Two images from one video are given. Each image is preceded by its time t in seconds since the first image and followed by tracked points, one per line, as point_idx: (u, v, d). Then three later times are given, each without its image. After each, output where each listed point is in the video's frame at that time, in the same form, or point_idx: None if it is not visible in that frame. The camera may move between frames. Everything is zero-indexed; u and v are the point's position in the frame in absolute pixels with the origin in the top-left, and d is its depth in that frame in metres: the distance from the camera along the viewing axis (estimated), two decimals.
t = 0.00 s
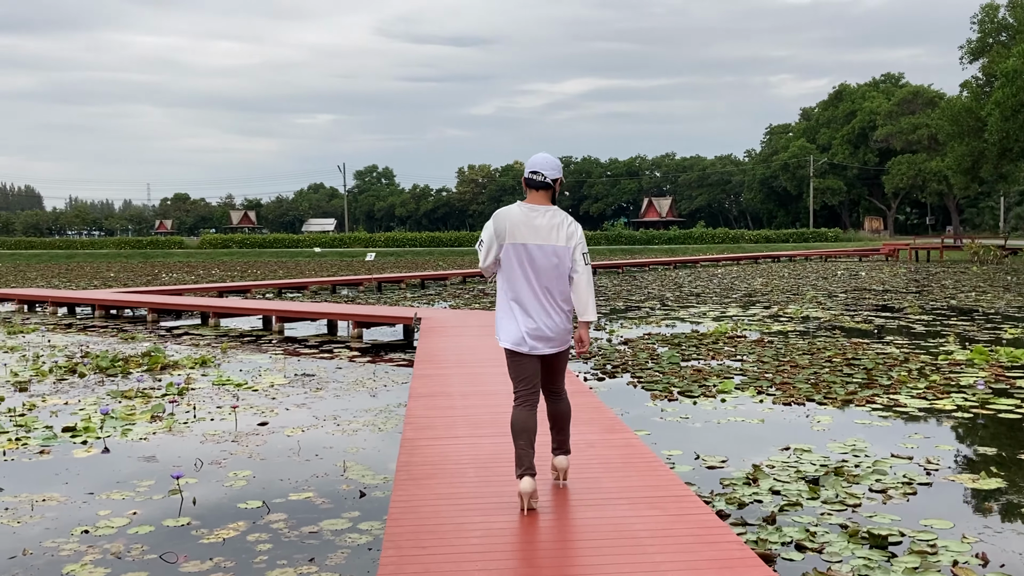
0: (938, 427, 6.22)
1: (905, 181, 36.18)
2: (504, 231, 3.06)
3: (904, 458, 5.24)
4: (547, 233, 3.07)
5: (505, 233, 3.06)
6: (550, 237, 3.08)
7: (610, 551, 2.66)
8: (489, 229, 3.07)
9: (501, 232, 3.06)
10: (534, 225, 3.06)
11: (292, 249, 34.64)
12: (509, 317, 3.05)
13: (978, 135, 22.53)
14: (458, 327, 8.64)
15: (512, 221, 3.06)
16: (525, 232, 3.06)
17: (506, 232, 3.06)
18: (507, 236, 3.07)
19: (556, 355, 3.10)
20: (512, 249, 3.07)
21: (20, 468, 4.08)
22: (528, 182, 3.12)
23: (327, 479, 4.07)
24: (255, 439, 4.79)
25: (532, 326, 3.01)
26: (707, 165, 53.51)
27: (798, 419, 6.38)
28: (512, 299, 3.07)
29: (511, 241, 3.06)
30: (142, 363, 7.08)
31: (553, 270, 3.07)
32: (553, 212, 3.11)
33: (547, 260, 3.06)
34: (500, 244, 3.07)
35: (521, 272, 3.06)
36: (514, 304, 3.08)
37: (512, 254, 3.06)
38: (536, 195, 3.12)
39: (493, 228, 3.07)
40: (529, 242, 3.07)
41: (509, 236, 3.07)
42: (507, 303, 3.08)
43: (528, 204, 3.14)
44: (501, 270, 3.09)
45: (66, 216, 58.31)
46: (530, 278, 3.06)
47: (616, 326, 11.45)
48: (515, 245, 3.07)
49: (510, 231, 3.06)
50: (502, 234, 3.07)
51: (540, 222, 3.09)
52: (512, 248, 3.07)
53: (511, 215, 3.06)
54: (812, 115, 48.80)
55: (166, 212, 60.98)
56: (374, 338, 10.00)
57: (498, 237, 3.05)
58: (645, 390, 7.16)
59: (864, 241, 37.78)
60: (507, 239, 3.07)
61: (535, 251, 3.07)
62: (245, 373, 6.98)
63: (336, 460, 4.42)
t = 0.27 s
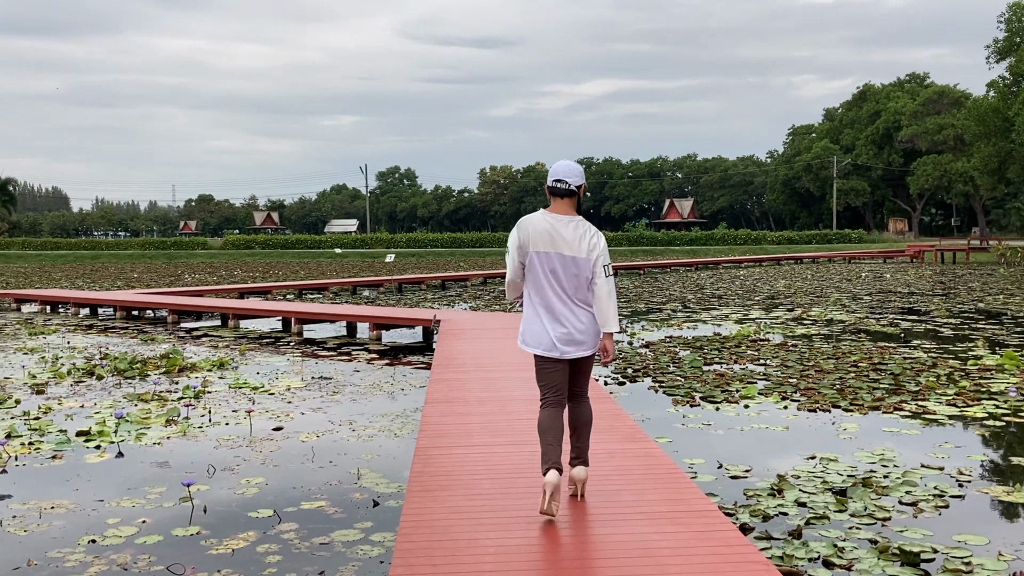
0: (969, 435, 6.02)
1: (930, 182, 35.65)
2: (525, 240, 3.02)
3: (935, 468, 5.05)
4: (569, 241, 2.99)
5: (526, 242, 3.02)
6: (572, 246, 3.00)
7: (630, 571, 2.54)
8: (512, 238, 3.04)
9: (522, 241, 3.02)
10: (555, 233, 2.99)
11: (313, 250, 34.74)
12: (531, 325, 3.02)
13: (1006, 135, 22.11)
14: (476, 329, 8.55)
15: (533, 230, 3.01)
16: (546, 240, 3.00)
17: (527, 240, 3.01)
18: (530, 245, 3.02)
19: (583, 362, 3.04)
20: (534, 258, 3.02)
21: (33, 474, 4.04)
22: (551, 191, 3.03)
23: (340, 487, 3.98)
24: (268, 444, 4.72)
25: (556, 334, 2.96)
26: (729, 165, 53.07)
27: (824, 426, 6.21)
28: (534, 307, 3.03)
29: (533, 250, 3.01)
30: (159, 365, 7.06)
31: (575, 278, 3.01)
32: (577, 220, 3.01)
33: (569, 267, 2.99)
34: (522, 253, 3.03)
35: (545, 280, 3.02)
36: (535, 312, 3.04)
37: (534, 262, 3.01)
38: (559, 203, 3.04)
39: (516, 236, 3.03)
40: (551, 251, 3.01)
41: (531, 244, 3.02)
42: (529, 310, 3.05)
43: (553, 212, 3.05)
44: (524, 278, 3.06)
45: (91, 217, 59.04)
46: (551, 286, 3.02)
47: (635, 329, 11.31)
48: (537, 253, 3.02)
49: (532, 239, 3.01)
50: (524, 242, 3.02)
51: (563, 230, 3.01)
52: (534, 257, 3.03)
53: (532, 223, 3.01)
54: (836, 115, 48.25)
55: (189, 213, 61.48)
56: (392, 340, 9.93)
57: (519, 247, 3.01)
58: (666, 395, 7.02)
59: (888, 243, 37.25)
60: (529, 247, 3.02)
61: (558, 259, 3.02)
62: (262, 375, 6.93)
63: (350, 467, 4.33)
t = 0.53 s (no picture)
0: (994, 444, 5.84)
1: (950, 184, 35.10)
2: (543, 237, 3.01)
3: (959, 478, 4.89)
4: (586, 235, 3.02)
5: (544, 239, 3.01)
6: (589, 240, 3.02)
7: None
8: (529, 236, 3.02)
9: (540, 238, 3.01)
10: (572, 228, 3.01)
11: (329, 251, 34.79)
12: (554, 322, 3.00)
13: None
14: (489, 332, 8.45)
15: (550, 226, 3.02)
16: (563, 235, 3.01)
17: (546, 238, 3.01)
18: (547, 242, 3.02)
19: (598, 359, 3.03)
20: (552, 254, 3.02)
21: (37, 477, 3.99)
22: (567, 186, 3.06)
23: (346, 493, 3.89)
24: (276, 449, 4.64)
25: (583, 328, 2.98)
26: (747, 167, 52.67)
27: (844, 433, 6.03)
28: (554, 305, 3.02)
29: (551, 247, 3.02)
30: (171, 367, 7.02)
31: (597, 269, 3.03)
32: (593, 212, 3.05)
33: (590, 259, 3.01)
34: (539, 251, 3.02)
35: (563, 274, 3.02)
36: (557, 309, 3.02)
37: (552, 258, 3.01)
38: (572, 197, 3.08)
39: (532, 235, 3.03)
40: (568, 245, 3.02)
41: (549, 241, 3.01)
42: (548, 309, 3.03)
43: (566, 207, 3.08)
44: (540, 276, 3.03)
45: (110, 218, 59.54)
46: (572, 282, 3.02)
47: (651, 332, 11.16)
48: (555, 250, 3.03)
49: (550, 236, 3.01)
50: (542, 237, 3.02)
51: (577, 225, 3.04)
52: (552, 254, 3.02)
53: (549, 219, 3.02)
54: (854, 116, 47.77)
55: (207, 214, 61.85)
56: (405, 342, 9.85)
57: (539, 243, 3.01)
58: (681, 400, 6.88)
59: (908, 245, 36.76)
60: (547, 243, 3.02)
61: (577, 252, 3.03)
62: (273, 378, 6.87)
63: (357, 473, 4.25)
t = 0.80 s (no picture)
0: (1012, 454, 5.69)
1: (963, 189, 34.48)
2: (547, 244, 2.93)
3: (977, 490, 4.74)
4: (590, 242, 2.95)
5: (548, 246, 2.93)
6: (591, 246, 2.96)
7: None
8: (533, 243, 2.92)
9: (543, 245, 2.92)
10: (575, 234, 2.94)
11: (341, 255, 34.88)
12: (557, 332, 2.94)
13: None
14: (496, 337, 8.37)
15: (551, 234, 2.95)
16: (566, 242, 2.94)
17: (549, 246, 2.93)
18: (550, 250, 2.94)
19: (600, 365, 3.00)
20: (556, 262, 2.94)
21: (36, 483, 3.95)
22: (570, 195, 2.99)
23: (347, 503, 3.81)
24: (278, 455, 4.58)
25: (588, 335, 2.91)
26: (760, 172, 52.40)
27: (857, 442, 5.90)
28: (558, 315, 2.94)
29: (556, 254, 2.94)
30: (176, 370, 6.99)
31: (603, 272, 2.97)
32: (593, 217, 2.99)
33: (596, 262, 2.95)
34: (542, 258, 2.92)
35: (570, 281, 2.96)
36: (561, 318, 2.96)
37: (558, 265, 2.93)
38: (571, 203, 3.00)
39: (535, 242, 2.93)
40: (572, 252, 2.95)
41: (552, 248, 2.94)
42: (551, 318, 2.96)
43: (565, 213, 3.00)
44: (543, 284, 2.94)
45: (124, 222, 60.06)
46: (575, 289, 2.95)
47: (660, 337, 11.06)
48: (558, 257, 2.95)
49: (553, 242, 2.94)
50: (546, 243, 2.93)
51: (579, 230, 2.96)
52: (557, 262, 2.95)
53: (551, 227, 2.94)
54: (868, 121, 47.47)
55: (221, 218, 62.30)
56: (412, 346, 9.79)
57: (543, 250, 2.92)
58: (690, 407, 6.77)
59: (921, 251, 36.43)
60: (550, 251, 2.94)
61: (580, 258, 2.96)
62: (279, 382, 6.82)
63: (358, 480, 4.17)
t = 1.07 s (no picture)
0: None
1: (980, 194, 34.34)
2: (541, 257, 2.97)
3: (997, 508, 4.58)
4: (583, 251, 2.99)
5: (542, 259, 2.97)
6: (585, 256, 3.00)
7: None
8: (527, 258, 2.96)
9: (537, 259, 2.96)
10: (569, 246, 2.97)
11: (351, 258, 34.78)
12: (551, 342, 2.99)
13: None
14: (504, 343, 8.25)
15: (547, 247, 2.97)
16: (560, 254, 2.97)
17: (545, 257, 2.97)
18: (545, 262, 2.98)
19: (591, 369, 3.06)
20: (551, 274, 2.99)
21: (27, 492, 3.86)
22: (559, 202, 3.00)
23: (344, 517, 3.70)
24: (276, 464, 4.48)
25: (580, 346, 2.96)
26: (772, 176, 52.07)
27: (872, 455, 5.75)
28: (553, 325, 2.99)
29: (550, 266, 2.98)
30: (179, 376, 6.90)
31: (599, 281, 3.02)
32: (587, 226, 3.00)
33: (590, 273, 2.99)
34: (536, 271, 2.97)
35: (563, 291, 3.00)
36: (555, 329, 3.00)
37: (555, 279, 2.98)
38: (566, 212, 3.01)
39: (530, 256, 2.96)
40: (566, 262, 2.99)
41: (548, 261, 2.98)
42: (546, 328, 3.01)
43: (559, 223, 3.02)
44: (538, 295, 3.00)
45: (136, 224, 60.20)
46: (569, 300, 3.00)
47: (671, 344, 10.90)
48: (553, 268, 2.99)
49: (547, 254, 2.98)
50: (542, 261, 2.97)
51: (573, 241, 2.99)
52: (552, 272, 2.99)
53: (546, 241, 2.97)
54: (881, 126, 47.14)
55: (232, 220, 62.41)
56: (419, 352, 9.67)
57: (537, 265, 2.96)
58: (701, 418, 6.63)
59: (936, 256, 36.04)
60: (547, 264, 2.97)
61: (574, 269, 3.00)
62: (282, 389, 6.72)
63: (356, 493, 4.06)
